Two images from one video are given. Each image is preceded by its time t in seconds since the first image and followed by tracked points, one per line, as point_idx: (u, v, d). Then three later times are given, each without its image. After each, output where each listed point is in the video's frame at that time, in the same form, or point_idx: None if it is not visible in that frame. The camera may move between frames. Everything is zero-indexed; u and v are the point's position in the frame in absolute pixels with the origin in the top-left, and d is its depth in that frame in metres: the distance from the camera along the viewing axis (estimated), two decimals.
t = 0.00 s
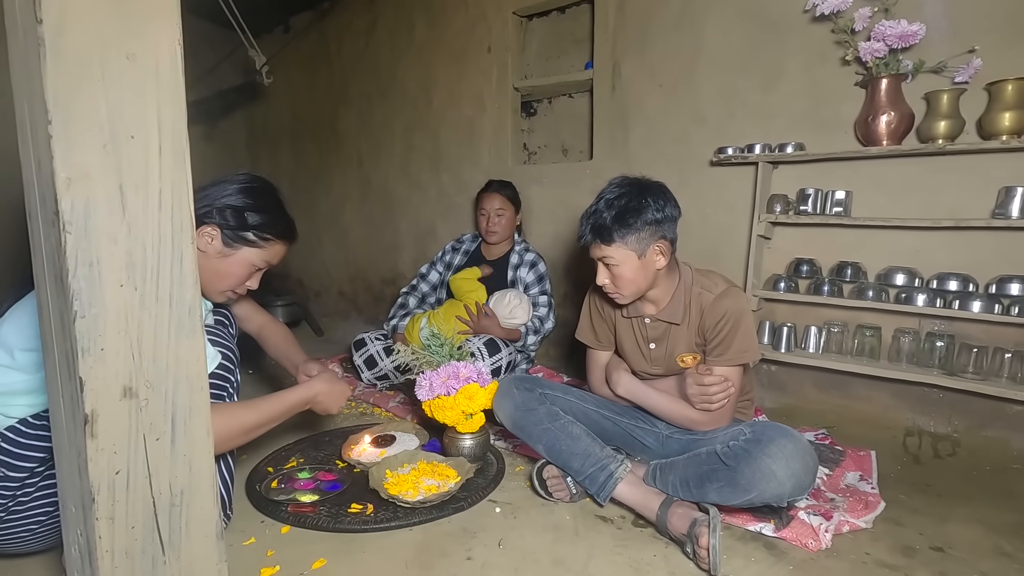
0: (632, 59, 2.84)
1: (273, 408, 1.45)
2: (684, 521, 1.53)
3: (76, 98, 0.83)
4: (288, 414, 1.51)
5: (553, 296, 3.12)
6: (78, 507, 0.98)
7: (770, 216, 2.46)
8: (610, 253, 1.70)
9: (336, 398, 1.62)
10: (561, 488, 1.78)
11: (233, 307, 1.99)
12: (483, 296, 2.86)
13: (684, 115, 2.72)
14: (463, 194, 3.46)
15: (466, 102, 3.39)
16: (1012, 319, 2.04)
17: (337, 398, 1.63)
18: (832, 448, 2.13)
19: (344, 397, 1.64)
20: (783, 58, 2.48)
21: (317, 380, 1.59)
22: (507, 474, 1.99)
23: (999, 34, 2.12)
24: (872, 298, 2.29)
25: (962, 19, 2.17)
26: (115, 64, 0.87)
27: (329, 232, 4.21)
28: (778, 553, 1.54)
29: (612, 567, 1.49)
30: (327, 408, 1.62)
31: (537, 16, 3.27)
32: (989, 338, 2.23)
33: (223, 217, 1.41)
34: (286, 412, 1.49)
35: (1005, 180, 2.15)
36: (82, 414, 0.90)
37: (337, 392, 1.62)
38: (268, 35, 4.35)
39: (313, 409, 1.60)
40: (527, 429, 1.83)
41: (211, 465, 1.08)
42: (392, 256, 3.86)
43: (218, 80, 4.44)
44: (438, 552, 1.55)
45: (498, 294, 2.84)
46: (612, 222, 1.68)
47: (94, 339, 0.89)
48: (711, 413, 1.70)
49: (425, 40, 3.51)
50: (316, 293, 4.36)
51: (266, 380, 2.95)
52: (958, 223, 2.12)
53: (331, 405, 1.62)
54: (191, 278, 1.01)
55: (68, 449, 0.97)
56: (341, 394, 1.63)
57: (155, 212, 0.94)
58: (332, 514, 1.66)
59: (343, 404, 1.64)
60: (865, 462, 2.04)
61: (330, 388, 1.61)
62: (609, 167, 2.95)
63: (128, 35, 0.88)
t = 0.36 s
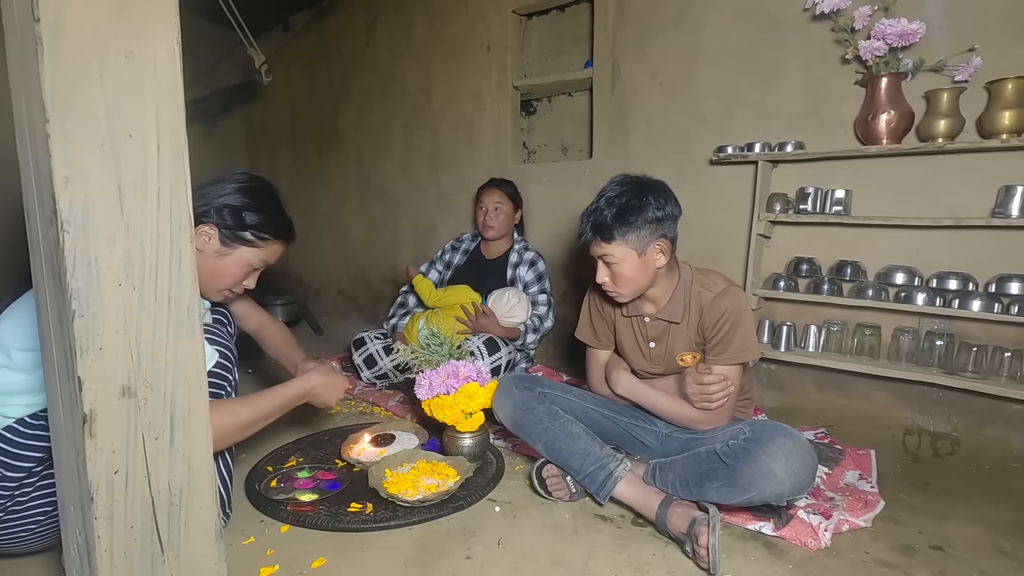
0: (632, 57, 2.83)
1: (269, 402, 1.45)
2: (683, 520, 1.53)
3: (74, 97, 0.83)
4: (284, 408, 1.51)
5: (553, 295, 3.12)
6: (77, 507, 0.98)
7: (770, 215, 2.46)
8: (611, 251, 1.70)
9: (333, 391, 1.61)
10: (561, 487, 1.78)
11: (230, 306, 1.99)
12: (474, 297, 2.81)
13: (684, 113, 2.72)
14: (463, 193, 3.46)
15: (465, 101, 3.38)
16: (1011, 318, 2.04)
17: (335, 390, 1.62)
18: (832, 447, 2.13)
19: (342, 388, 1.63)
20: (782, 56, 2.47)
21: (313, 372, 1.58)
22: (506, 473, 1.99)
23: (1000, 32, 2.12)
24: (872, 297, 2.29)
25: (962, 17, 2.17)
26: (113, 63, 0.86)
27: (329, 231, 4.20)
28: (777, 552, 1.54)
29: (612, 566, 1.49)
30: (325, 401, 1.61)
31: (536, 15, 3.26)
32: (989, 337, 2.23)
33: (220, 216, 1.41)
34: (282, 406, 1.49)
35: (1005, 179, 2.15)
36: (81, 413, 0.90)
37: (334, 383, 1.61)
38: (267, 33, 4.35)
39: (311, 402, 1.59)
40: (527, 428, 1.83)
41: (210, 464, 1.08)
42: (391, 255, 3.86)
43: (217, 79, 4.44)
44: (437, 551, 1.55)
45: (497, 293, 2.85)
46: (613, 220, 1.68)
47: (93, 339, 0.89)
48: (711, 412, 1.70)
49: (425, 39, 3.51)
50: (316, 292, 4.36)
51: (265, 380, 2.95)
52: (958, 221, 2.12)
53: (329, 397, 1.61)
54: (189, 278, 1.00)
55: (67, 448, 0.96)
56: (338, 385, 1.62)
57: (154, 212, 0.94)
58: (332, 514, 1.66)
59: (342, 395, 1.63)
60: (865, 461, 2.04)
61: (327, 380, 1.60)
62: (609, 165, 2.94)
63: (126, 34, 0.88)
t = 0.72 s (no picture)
0: (632, 56, 2.83)
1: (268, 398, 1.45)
2: (683, 519, 1.53)
3: (75, 96, 0.83)
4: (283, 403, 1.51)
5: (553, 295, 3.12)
6: (77, 507, 0.98)
7: (770, 214, 2.46)
8: (612, 249, 1.70)
9: (331, 385, 1.61)
10: (561, 486, 1.78)
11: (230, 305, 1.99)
12: (473, 296, 2.83)
13: (684, 113, 2.72)
14: (463, 192, 3.45)
15: (465, 100, 3.38)
16: (1012, 317, 2.04)
17: (334, 385, 1.62)
18: (832, 447, 2.13)
19: (341, 382, 1.63)
20: (782, 55, 2.47)
21: (310, 367, 1.58)
22: (507, 473, 1.99)
23: (1000, 32, 2.12)
24: (872, 297, 2.29)
25: (963, 16, 2.16)
26: (113, 62, 0.86)
27: (329, 230, 4.20)
28: (777, 552, 1.54)
29: (612, 566, 1.49)
30: (324, 396, 1.60)
31: (536, 14, 3.26)
32: (989, 336, 2.23)
33: (220, 216, 1.41)
34: (281, 402, 1.49)
35: (1006, 178, 2.15)
36: (81, 413, 0.90)
37: (333, 378, 1.61)
38: (267, 33, 4.34)
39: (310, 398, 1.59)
40: (527, 428, 1.83)
41: (210, 464, 1.08)
42: (391, 254, 3.86)
43: (217, 78, 4.44)
44: (438, 551, 1.55)
45: (493, 292, 2.84)
46: (616, 218, 1.68)
47: (93, 338, 0.89)
48: (711, 411, 1.70)
49: (424, 38, 3.50)
50: (316, 292, 4.36)
51: (265, 379, 2.95)
52: (959, 221, 2.12)
53: (328, 392, 1.61)
54: (189, 277, 1.00)
55: (67, 448, 0.96)
56: (336, 378, 1.62)
57: (154, 211, 0.93)
58: (332, 513, 1.66)
59: (341, 390, 1.63)
60: (865, 461, 2.04)
61: (325, 375, 1.59)
62: (610, 165, 2.94)
63: (126, 33, 0.87)
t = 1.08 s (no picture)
0: (629, 54, 2.83)
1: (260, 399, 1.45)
2: (679, 516, 1.54)
3: (67, 92, 0.83)
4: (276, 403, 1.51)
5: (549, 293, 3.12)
6: (71, 504, 0.98)
7: (766, 212, 2.47)
8: (608, 247, 1.70)
9: (324, 386, 1.59)
10: (556, 483, 1.78)
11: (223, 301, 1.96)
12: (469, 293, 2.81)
13: (681, 111, 2.72)
14: (460, 190, 3.45)
15: (462, 98, 3.38)
16: (1006, 314, 2.05)
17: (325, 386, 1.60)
18: (827, 444, 2.14)
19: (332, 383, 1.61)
20: (778, 52, 2.48)
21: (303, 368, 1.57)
22: (503, 470, 1.99)
23: (995, 30, 2.12)
24: (867, 294, 2.30)
25: (958, 14, 2.17)
26: (105, 57, 0.86)
27: (326, 228, 4.20)
28: (772, 548, 1.55)
29: (607, 563, 1.49)
30: (316, 398, 1.59)
31: (533, 12, 3.26)
32: (984, 333, 2.24)
33: (213, 211, 1.41)
34: (273, 400, 1.49)
35: (1001, 176, 2.16)
36: (74, 409, 0.89)
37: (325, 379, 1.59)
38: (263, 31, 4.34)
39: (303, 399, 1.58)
40: (523, 425, 1.83)
41: (204, 460, 1.08)
42: (388, 253, 3.86)
43: (213, 76, 4.43)
44: (433, 548, 1.55)
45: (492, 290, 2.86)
46: (611, 216, 1.68)
47: (86, 334, 0.89)
48: (706, 408, 1.70)
49: (421, 36, 3.50)
50: (313, 290, 4.35)
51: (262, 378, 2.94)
52: (954, 219, 2.12)
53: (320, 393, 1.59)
54: (183, 273, 1.00)
55: (61, 445, 0.96)
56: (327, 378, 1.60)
57: (147, 206, 0.93)
58: (327, 511, 1.66)
59: (332, 390, 1.61)
60: (860, 458, 2.04)
61: (316, 376, 1.58)
62: (606, 163, 2.94)
63: (118, 28, 0.87)
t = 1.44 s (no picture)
0: (626, 53, 2.83)
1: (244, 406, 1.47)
2: (676, 515, 1.54)
3: (64, 93, 0.83)
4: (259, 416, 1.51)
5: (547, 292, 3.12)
6: (69, 506, 0.97)
7: (763, 212, 2.47)
8: (606, 248, 1.70)
9: (308, 402, 1.59)
10: (555, 483, 1.78)
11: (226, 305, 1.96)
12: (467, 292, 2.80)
13: (678, 111, 2.72)
14: (457, 189, 3.45)
15: (460, 97, 3.38)
16: (1001, 314, 2.06)
17: (309, 402, 1.60)
18: (824, 443, 2.15)
19: (316, 399, 1.61)
20: (775, 52, 2.48)
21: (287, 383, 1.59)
22: (501, 470, 1.99)
23: (990, 31, 2.13)
24: (864, 294, 2.31)
25: (955, 15, 2.17)
26: (102, 58, 0.86)
27: (323, 227, 4.19)
28: (769, 547, 1.56)
29: (605, 562, 1.50)
30: (299, 413, 1.58)
31: (530, 11, 3.26)
32: (979, 333, 2.25)
33: (212, 209, 1.41)
34: (257, 410, 1.49)
35: (996, 176, 2.17)
36: (72, 412, 0.89)
37: (308, 395, 1.59)
38: (260, 29, 4.33)
39: (286, 414, 1.58)
40: (521, 425, 1.83)
41: (202, 462, 1.08)
42: (385, 252, 3.85)
43: (209, 74, 4.42)
44: (432, 548, 1.56)
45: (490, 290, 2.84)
46: (610, 217, 1.68)
47: (84, 336, 0.89)
48: (704, 407, 1.71)
49: (418, 35, 3.50)
50: (310, 289, 4.34)
51: (259, 377, 2.94)
52: (949, 218, 2.13)
53: (303, 410, 1.59)
54: (181, 275, 1.00)
55: (59, 447, 0.96)
56: (311, 394, 1.60)
57: (145, 208, 0.93)
58: (326, 511, 1.66)
59: (316, 406, 1.60)
60: (856, 457, 2.05)
61: (300, 391, 1.59)
62: (604, 162, 2.95)
63: (115, 29, 0.87)
